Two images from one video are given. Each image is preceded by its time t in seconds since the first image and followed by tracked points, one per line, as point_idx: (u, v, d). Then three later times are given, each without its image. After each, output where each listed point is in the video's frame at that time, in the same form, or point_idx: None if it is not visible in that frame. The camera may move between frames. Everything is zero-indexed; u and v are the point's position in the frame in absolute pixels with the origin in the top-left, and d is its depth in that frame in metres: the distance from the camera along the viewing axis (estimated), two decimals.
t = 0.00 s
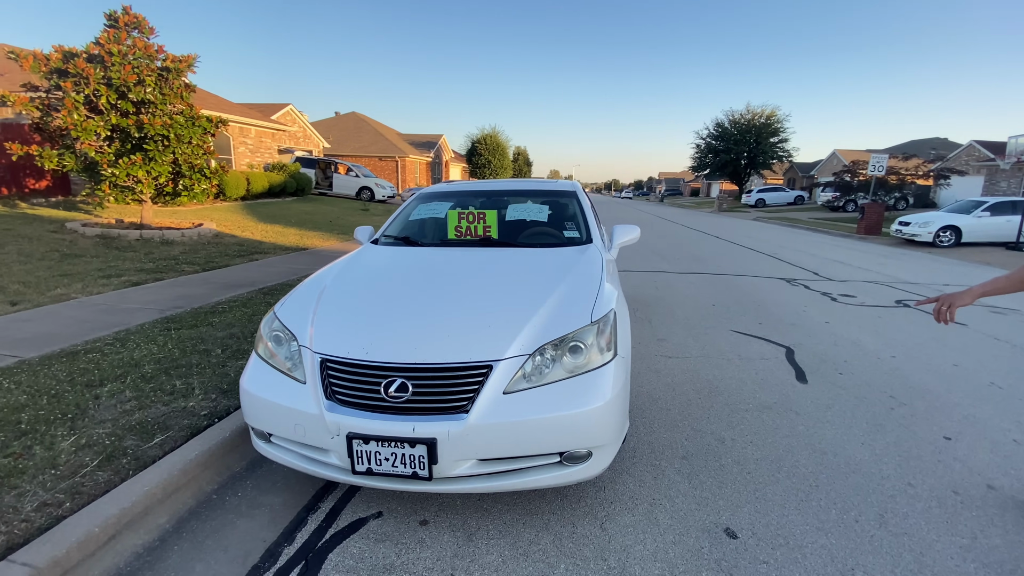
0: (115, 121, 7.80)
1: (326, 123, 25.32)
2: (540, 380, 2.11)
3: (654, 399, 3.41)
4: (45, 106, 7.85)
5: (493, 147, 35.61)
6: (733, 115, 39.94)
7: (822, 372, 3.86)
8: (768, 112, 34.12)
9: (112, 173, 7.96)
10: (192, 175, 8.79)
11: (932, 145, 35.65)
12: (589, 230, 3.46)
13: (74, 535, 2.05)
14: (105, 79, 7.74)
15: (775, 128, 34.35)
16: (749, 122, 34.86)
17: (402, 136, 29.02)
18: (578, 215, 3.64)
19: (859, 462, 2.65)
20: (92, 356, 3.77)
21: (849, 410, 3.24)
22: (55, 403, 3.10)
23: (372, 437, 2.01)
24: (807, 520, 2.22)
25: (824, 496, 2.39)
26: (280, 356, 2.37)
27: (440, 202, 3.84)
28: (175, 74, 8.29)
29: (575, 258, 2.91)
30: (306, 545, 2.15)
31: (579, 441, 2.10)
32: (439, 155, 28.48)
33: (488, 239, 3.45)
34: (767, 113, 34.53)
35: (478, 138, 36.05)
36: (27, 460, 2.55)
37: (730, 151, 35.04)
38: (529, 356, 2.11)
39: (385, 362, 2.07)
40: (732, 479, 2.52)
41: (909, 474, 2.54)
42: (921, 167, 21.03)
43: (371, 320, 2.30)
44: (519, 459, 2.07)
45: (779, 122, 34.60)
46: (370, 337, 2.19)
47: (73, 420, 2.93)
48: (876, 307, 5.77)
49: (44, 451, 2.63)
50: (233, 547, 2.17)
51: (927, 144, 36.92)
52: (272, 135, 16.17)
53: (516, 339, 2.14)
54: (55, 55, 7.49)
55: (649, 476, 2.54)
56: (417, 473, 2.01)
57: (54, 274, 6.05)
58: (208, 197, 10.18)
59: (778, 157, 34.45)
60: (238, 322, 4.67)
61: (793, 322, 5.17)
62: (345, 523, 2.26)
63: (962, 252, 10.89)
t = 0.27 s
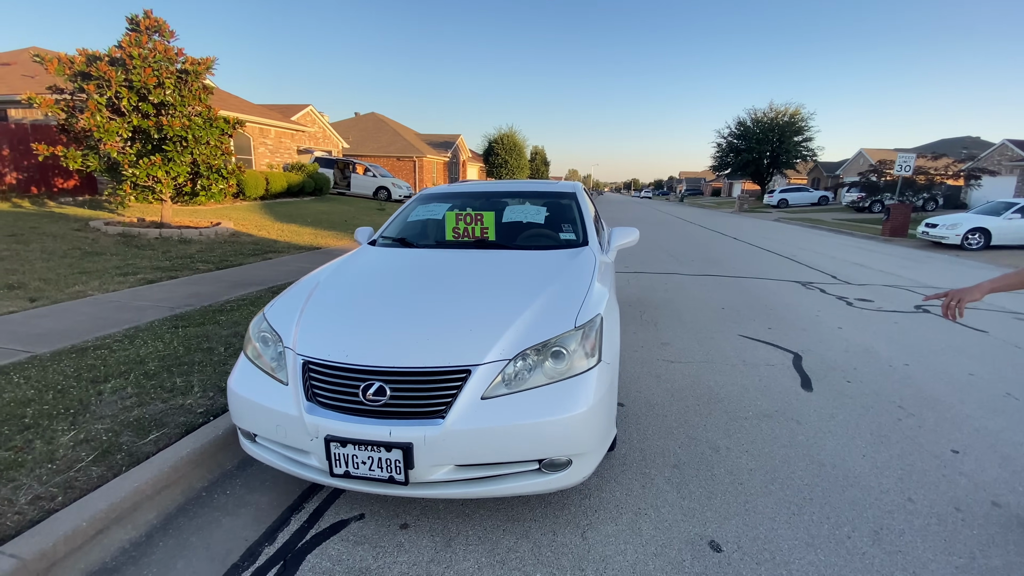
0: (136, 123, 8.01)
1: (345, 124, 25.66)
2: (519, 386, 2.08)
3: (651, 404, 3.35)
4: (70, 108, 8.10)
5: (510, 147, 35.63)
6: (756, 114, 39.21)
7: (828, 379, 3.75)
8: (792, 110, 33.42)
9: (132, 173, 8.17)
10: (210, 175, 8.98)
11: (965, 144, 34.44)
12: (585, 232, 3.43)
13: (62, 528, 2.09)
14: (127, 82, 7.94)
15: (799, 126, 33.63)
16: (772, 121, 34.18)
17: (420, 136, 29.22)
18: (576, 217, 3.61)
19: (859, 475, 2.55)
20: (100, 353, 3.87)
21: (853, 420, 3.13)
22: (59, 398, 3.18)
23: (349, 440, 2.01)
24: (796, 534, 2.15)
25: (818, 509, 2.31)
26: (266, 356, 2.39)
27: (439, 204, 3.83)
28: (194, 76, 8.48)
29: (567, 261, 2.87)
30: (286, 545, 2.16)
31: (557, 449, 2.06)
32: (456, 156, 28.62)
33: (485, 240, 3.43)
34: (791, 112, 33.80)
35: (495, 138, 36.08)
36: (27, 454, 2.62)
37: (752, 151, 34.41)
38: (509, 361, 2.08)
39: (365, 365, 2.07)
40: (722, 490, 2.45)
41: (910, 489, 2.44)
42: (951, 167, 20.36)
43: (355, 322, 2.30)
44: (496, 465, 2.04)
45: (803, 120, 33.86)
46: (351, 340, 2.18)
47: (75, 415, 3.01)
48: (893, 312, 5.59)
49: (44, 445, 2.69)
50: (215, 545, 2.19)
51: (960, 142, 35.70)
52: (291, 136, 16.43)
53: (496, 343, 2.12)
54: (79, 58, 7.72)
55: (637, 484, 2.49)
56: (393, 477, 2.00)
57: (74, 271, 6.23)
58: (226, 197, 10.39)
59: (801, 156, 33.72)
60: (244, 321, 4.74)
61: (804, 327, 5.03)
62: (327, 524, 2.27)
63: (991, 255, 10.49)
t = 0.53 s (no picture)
0: (153, 122, 8.12)
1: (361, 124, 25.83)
2: (508, 392, 2.01)
3: (654, 411, 3.25)
4: (90, 108, 8.23)
5: (524, 147, 35.55)
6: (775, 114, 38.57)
7: (841, 388, 3.61)
8: (813, 110, 32.80)
9: (149, 172, 8.28)
10: (224, 174, 9.07)
11: (993, 145, 33.44)
12: (587, 234, 3.35)
13: (47, 526, 2.08)
14: (145, 82, 8.04)
15: (819, 127, 32.99)
16: (792, 121, 33.58)
17: (435, 136, 29.31)
18: (578, 217, 3.54)
19: (869, 490, 2.43)
20: (105, 348, 3.89)
21: (865, 431, 3.00)
22: (62, 393, 3.18)
23: (332, 444, 1.96)
24: (800, 553, 2.04)
25: (824, 526, 2.20)
26: (255, 356, 2.35)
27: (440, 204, 3.78)
28: (209, 76, 8.57)
29: (565, 264, 2.80)
30: (270, 549, 2.12)
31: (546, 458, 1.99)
32: (470, 156, 28.65)
33: (485, 241, 3.36)
34: (811, 112, 33.18)
35: (510, 138, 36.02)
36: (22, 449, 2.62)
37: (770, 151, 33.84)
38: (498, 366, 2.01)
39: (350, 368, 2.01)
40: (723, 503, 2.35)
41: (924, 506, 2.31)
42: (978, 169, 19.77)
43: (343, 323, 2.25)
44: (482, 474, 1.97)
45: (823, 121, 33.21)
46: (337, 342, 2.13)
47: (73, 411, 3.01)
48: (913, 319, 5.39)
49: (41, 441, 2.69)
50: (200, 547, 2.16)
51: (988, 143, 34.71)
52: (307, 136, 16.58)
53: (485, 347, 2.05)
54: (100, 59, 7.83)
55: (633, 495, 2.40)
56: (377, 484, 1.94)
57: (89, 268, 6.32)
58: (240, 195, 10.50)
59: (822, 157, 33.08)
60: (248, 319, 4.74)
61: (818, 332, 4.87)
62: (313, 528, 2.23)
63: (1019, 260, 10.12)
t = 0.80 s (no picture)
0: (163, 122, 8.18)
1: (373, 125, 25.95)
2: (495, 401, 1.94)
3: (653, 419, 3.16)
4: (103, 108, 8.32)
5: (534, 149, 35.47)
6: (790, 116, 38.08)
7: (849, 398, 3.48)
8: (828, 112, 32.33)
9: (159, 172, 8.35)
10: (233, 174, 9.12)
11: (1015, 149, 32.70)
12: (586, 236, 3.27)
13: (28, 528, 2.05)
14: (155, 83, 8.10)
15: (835, 130, 32.50)
16: (807, 123, 33.12)
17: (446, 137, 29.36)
18: (578, 219, 3.46)
19: (875, 507, 2.32)
20: (103, 348, 3.88)
21: (873, 443, 2.88)
22: (56, 392, 3.16)
23: (313, 452, 1.91)
24: (799, 573, 1.94)
25: (826, 544, 2.09)
26: (241, 359, 2.31)
27: (440, 205, 3.72)
28: (219, 77, 8.62)
29: (562, 267, 2.72)
30: (251, 557, 2.07)
31: (533, 470, 1.91)
32: (480, 158, 28.64)
33: (483, 242, 3.30)
34: (827, 114, 32.70)
35: (521, 139, 35.95)
36: (12, 449, 2.60)
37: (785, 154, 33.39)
38: (485, 373, 1.94)
39: (334, 373, 1.96)
40: (721, 518, 2.26)
41: (934, 525, 2.20)
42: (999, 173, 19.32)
43: (330, 326, 2.20)
44: (467, 485, 1.91)
45: (839, 123, 32.72)
46: (322, 344, 2.08)
47: (66, 410, 2.99)
48: (927, 326, 5.23)
49: (32, 441, 2.67)
50: (181, 552, 2.12)
51: (1010, 146, 33.92)
52: (318, 136, 16.67)
53: (473, 354, 1.99)
54: (112, 60, 7.91)
55: (627, 507, 2.31)
56: (358, 493, 1.88)
57: (96, 266, 6.37)
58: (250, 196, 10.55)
59: (837, 160, 32.57)
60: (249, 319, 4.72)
61: (827, 340, 4.73)
62: (296, 536, 2.18)
63: None
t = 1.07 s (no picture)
0: (171, 123, 8.23)
1: (382, 126, 26.04)
2: (477, 410, 1.89)
3: (649, 427, 3.08)
4: (112, 109, 8.39)
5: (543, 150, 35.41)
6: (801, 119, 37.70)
7: (854, 408, 3.39)
8: (841, 115, 31.95)
9: (166, 172, 8.40)
10: (240, 175, 9.16)
11: None
12: (582, 240, 3.21)
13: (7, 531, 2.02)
14: (164, 84, 8.16)
15: (848, 132, 32.12)
16: (819, 126, 32.77)
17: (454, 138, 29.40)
18: (575, 222, 3.40)
19: (877, 523, 2.24)
20: (100, 347, 3.88)
21: (877, 456, 2.79)
22: (50, 392, 3.16)
23: (291, 459, 1.86)
24: None
25: (824, 563, 2.01)
26: (225, 363, 2.27)
27: (436, 207, 3.68)
28: (227, 78, 8.66)
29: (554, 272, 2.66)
30: (229, 564, 2.04)
31: (515, 482, 1.86)
32: (488, 159, 28.64)
33: (478, 246, 3.24)
34: (839, 116, 32.34)
35: (529, 141, 35.91)
36: None
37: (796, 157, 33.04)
38: (468, 382, 1.89)
39: (313, 379, 1.91)
40: (714, 532, 2.18)
41: (937, 544, 2.11)
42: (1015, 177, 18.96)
43: (313, 330, 2.15)
44: (447, 496, 1.85)
45: (852, 126, 32.33)
46: (304, 348, 2.04)
47: (57, 410, 2.98)
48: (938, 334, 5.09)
49: (21, 440, 2.66)
50: (160, 558, 2.08)
51: None
52: (326, 138, 16.73)
53: (455, 361, 1.93)
54: (122, 61, 7.97)
55: (617, 519, 2.25)
56: (336, 502, 1.84)
57: (101, 265, 6.41)
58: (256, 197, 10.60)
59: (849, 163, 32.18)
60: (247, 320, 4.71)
61: (834, 347, 4.62)
62: (276, 544, 2.14)
63: None
